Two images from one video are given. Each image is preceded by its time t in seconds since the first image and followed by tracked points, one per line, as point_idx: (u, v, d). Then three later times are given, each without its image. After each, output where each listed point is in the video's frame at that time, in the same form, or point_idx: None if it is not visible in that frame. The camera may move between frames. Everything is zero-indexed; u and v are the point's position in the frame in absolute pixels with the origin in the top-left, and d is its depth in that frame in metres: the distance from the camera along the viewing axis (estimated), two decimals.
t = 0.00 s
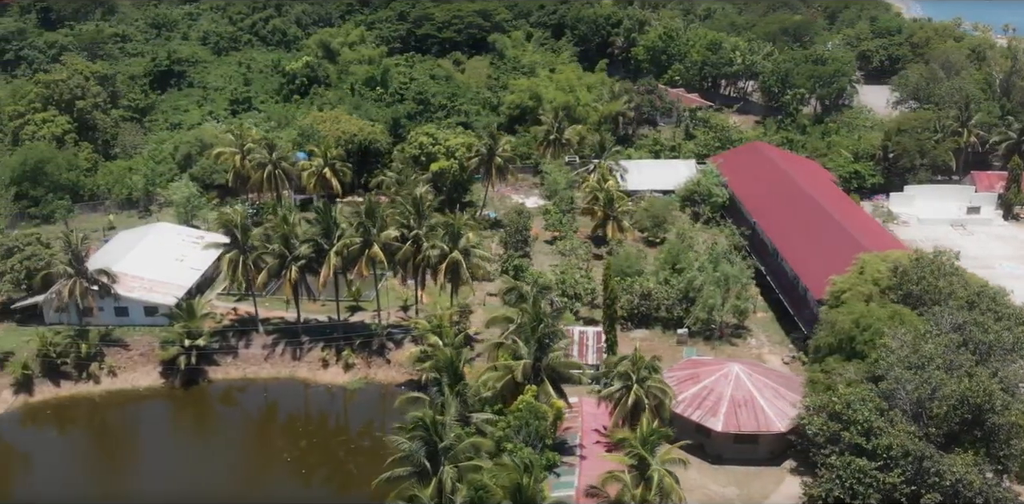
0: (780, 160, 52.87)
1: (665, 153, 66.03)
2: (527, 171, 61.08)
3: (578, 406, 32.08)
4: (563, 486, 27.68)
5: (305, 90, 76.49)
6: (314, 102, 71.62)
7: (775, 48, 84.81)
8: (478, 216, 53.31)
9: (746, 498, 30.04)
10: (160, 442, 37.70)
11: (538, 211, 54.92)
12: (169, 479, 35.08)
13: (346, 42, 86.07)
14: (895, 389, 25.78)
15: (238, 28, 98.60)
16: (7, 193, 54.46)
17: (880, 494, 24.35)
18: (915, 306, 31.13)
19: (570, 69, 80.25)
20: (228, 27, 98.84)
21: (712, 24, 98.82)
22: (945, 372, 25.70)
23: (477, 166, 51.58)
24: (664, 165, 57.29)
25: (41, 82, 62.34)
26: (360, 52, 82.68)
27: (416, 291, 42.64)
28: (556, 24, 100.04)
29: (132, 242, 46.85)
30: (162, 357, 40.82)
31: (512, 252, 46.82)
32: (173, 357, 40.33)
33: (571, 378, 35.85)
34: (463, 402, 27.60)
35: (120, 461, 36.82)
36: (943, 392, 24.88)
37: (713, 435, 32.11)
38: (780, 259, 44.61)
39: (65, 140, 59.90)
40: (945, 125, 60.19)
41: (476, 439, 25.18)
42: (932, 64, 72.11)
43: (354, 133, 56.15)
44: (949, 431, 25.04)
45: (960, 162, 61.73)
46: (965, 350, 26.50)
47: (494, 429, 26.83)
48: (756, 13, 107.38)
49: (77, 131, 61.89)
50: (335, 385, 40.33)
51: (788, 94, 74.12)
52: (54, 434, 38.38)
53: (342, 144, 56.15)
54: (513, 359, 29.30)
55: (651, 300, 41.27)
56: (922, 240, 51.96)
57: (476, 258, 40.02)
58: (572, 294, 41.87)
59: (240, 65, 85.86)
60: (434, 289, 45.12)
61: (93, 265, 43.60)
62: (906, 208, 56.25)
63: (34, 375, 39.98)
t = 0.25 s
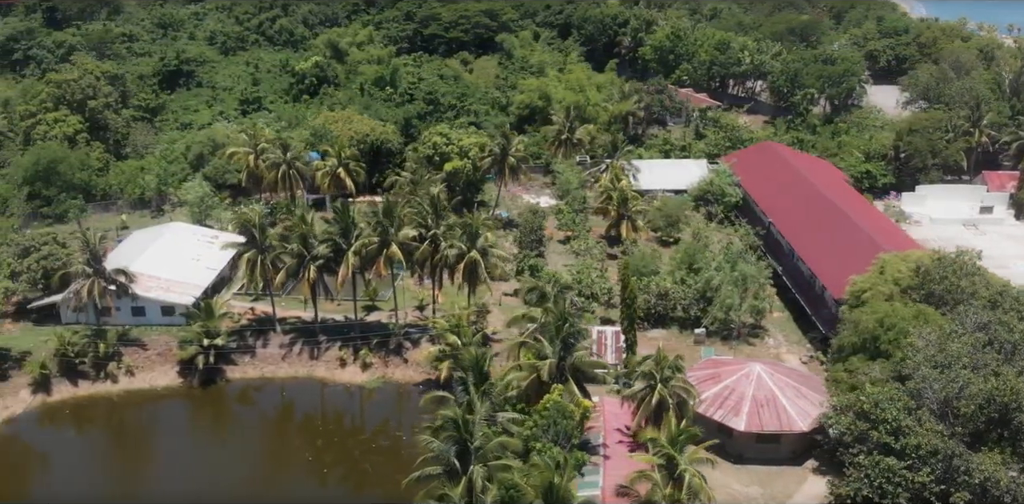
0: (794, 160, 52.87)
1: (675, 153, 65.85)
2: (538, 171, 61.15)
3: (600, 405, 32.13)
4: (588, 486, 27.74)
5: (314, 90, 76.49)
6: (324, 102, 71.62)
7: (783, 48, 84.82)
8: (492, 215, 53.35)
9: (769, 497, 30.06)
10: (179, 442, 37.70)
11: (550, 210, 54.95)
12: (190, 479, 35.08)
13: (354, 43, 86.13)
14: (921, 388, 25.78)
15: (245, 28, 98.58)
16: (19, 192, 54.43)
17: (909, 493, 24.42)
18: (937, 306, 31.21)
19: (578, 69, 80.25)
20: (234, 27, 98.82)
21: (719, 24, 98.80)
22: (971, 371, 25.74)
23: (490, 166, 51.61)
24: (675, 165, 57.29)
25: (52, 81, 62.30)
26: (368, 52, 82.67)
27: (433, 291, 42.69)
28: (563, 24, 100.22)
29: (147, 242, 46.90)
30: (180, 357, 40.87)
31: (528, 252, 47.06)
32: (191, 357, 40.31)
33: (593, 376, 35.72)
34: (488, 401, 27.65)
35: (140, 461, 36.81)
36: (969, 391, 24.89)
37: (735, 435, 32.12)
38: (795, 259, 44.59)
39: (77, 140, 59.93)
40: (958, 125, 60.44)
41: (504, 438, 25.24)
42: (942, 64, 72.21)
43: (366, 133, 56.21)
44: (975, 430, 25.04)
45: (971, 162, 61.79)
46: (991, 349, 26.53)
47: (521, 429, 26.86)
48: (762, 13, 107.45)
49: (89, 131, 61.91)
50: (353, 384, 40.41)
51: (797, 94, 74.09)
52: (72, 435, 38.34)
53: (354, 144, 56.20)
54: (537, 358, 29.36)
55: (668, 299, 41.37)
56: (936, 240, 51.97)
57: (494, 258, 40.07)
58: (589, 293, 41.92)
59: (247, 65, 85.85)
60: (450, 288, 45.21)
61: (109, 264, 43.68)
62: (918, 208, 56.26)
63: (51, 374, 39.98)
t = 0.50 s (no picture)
0: (807, 160, 52.96)
1: (686, 152, 65.91)
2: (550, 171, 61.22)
3: (623, 405, 32.12)
4: (616, 485, 27.68)
5: (323, 90, 76.53)
6: (334, 102, 71.66)
7: (791, 48, 84.91)
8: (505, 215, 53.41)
9: (793, 497, 30.10)
10: (198, 442, 37.70)
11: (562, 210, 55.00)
12: (212, 478, 35.08)
13: (362, 43, 86.18)
14: (949, 387, 25.84)
15: (251, 28, 98.61)
16: (32, 192, 54.46)
17: (938, 492, 24.47)
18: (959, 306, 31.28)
19: (586, 69, 80.30)
20: (241, 27, 98.85)
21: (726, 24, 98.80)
22: (999, 370, 25.81)
23: (503, 166, 51.63)
24: (687, 165, 57.34)
25: (63, 81, 62.32)
26: (376, 52, 82.72)
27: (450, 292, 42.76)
28: (569, 24, 100.31)
29: (163, 241, 46.89)
30: (198, 357, 40.91)
31: (543, 251, 47.15)
32: (210, 357, 40.40)
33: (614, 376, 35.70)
34: (514, 400, 27.70)
35: (159, 460, 36.80)
36: (997, 390, 24.95)
37: (757, 434, 32.13)
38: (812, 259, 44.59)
39: (89, 140, 59.95)
40: (969, 124, 60.49)
41: (533, 437, 25.29)
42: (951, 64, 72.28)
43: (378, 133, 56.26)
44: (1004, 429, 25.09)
45: (982, 162, 61.86)
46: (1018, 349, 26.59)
47: (548, 428, 26.90)
48: (768, 13, 107.53)
49: (100, 131, 61.94)
50: (371, 384, 40.50)
51: (807, 94, 74.14)
52: (90, 434, 38.28)
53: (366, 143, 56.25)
54: (561, 358, 29.43)
55: (685, 299, 41.39)
56: (949, 240, 52.02)
57: (512, 258, 40.13)
58: (606, 293, 41.98)
59: (255, 64, 85.85)
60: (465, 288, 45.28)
61: (126, 264, 43.73)
62: (930, 208, 56.32)
63: (69, 374, 40.01)
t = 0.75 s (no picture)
0: (821, 160, 53.06)
1: (696, 152, 65.92)
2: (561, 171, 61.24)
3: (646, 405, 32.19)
4: (643, 485, 27.74)
5: (332, 90, 76.52)
6: (343, 103, 71.65)
7: (799, 47, 84.94)
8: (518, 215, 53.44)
9: (816, 497, 30.16)
10: (217, 442, 37.74)
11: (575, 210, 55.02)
12: (232, 478, 35.13)
13: (369, 43, 86.15)
14: (976, 386, 25.91)
15: (258, 28, 98.60)
16: (46, 192, 54.47)
17: (967, 490, 24.54)
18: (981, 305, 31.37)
19: (595, 69, 80.29)
20: (248, 27, 98.82)
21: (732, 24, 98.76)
22: None
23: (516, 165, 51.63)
24: (700, 165, 57.36)
25: (74, 81, 62.31)
26: (384, 53, 82.70)
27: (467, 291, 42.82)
28: (575, 24, 100.31)
29: (178, 240, 46.86)
30: (216, 356, 40.95)
31: (558, 251, 47.19)
32: (228, 356, 40.50)
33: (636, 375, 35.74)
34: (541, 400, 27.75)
35: (178, 460, 36.83)
36: None
37: (779, 434, 32.15)
38: (830, 260, 44.54)
39: (100, 140, 59.94)
40: (980, 124, 60.53)
41: (561, 437, 25.30)
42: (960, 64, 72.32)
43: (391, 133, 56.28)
44: None
45: (993, 162, 61.92)
46: None
47: (575, 428, 26.94)
48: (774, 13, 107.53)
49: (112, 131, 61.94)
50: (389, 383, 40.59)
51: (816, 94, 74.15)
52: (108, 434, 38.30)
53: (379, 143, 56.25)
54: (586, 358, 29.47)
55: (702, 299, 41.40)
56: (962, 240, 52.05)
57: (530, 258, 40.18)
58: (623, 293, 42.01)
59: (263, 64, 85.82)
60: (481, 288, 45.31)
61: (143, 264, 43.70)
62: (942, 208, 56.37)
63: (87, 374, 40.04)
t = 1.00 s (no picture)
0: (834, 160, 53.09)
1: (707, 152, 65.97)
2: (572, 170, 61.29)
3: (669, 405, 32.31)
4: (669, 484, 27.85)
5: (342, 90, 76.56)
6: (353, 103, 71.68)
7: (807, 47, 84.94)
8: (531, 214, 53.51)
9: (839, 496, 30.20)
10: (235, 441, 37.75)
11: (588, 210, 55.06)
12: (251, 478, 35.14)
13: (377, 43, 86.14)
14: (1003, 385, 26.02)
15: (265, 28, 98.63)
16: (59, 192, 54.50)
17: (995, 489, 24.66)
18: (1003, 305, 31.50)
19: (603, 69, 80.32)
20: (254, 27, 98.84)
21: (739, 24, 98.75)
22: None
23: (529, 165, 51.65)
24: (712, 165, 57.42)
25: (86, 81, 62.32)
26: (392, 53, 82.72)
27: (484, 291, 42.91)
28: (582, 24, 100.34)
29: (193, 240, 46.90)
30: (234, 356, 41.03)
31: (573, 251, 47.25)
32: (247, 356, 40.65)
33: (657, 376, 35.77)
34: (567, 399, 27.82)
35: (196, 459, 36.81)
36: None
37: (801, 433, 32.16)
38: (847, 260, 44.54)
39: (112, 140, 59.96)
40: (992, 124, 60.57)
41: (590, 436, 25.37)
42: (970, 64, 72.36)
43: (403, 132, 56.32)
44: None
45: (1004, 162, 61.98)
46: None
47: (602, 427, 27.01)
48: (780, 13, 107.55)
49: (123, 130, 61.96)
50: (406, 383, 40.64)
51: (825, 94, 74.20)
52: (127, 434, 38.31)
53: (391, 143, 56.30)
54: (610, 357, 29.54)
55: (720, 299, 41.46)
56: (975, 239, 52.11)
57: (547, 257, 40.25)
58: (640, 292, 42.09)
59: (271, 64, 85.83)
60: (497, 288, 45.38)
61: (159, 264, 43.70)
62: (954, 208, 56.41)
63: (105, 374, 40.08)
